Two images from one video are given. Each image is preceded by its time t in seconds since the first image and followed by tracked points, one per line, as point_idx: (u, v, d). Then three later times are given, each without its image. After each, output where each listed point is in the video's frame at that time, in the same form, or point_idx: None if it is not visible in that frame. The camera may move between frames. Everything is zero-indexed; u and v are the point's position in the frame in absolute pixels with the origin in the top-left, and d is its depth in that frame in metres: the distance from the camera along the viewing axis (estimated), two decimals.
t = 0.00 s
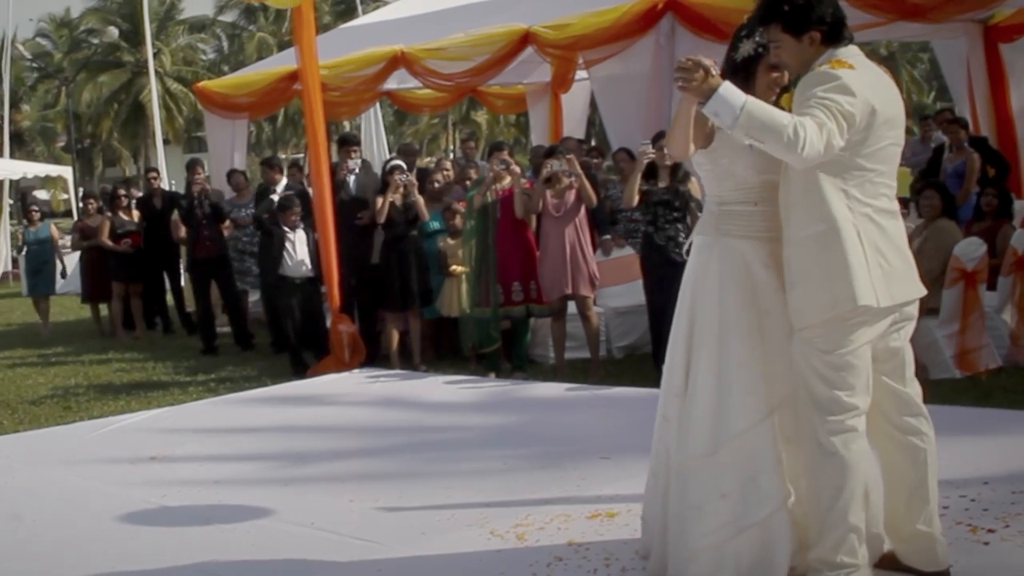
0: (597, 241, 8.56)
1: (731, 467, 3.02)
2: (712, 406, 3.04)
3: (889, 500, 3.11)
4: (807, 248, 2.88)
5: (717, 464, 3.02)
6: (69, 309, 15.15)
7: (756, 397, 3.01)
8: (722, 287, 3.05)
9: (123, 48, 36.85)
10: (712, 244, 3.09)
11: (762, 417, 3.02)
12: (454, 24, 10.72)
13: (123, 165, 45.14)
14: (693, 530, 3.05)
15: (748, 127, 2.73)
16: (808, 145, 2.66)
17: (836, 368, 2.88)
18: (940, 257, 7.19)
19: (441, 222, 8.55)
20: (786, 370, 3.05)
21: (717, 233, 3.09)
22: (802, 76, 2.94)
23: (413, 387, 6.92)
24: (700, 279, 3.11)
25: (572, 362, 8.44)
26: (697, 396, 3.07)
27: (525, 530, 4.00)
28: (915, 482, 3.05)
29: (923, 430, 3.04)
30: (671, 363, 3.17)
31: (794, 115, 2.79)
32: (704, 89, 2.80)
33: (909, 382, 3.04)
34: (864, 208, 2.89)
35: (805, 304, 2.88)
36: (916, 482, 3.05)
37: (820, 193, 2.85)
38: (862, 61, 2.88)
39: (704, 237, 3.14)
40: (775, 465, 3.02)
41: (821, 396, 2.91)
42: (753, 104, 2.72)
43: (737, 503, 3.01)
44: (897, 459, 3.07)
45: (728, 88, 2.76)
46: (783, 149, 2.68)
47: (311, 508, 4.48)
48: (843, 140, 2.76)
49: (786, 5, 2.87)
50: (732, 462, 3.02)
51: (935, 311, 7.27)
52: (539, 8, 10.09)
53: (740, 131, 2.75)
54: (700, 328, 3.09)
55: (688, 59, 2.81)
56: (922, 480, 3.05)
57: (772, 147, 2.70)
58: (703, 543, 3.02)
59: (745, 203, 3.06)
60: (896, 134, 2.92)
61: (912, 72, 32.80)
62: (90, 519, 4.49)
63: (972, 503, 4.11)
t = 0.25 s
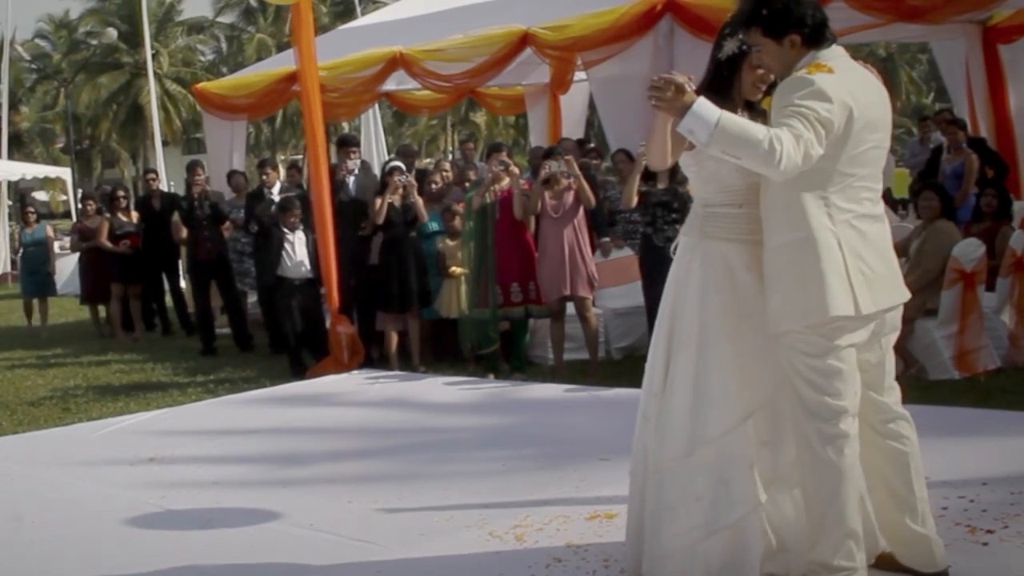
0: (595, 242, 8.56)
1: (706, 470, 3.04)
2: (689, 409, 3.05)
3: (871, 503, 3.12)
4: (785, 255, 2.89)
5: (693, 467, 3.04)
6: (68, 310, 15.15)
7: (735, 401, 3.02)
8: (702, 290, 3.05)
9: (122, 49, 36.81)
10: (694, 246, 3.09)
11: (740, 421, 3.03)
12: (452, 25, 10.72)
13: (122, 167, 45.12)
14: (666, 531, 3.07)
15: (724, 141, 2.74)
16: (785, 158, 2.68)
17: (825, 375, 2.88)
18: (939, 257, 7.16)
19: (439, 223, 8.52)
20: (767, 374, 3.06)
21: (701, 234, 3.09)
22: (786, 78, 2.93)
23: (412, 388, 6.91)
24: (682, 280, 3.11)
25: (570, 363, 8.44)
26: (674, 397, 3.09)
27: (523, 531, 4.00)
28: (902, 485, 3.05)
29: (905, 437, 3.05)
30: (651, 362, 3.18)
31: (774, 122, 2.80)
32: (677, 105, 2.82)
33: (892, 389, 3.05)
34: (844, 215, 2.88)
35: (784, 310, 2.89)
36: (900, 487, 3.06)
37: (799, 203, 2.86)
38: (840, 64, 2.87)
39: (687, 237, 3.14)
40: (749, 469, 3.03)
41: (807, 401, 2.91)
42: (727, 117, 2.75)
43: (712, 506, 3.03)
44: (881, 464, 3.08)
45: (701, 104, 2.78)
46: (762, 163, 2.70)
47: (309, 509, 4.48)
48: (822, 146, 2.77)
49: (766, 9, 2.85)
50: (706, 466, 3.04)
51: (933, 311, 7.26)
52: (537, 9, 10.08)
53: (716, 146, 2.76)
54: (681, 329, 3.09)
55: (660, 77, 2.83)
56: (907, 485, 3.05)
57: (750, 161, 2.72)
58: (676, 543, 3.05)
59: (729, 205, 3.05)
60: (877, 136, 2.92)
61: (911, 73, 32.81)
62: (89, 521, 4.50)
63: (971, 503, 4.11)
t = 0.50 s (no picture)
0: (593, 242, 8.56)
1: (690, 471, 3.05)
2: (675, 411, 3.07)
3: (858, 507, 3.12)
4: (773, 261, 2.90)
5: (677, 469, 3.06)
6: (67, 310, 15.16)
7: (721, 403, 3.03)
8: (689, 292, 3.07)
9: (120, 50, 36.78)
10: (683, 249, 3.11)
11: (726, 424, 3.04)
12: (451, 26, 10.72)
13: (120, 167, 45.11)
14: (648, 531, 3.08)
15: (708, 158, 2.75)
16: (771, 174, 2.69)
17: (815, 379, 2.88)
18: (938, 259, 7.19)
19: (439, 224, 8.51)
20: (755, 377, 3.06)
21: (689, 238, 3.10)
22: (772, 84, 2.95)
23: (411, 389, 6.91)
24: (671, 283, 3.12)
25: (569, 364, 8.44)
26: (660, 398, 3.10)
27: (522, 532, 4.00)
28: (890, 489, 3.05)
29: (891, 442, 3.06)
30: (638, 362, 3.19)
31: (758, 135, 2.80)
32: (659, 125, 2.81)
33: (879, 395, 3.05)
34: (834, 223, 2.89)
35: (773, 315, 2.89)
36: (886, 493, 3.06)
37: (786, 212, 2.88)
38: (823, 70, 2.87)
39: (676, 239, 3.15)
40: (733, 472, 3.05)
41: (796, 405, 2.92)
42: (710, 135, 2.76)
43: (696, 508, 3.04)
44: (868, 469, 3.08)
45: (684, 123, 2.78)
46: (748, 177, 2.70)
47: (309, 509, 4.49)
48: (808, 157, 2.77)
49: (745, 19, 2.86)
50: (690, 468, 3.05)
51: (932, 312, 7.27)
52: (535, 10, 10.08)
53: (700, 163, 2.77)
54: (669, 331, 3.10)
55: (641, 99, 2.83)
56: (894, 491, 3.06)
57: (736, 178, 2.73)
58: (656, 543, 3.07)
59: (718, 210, 3.05)
60: (865, 141, 2.93)
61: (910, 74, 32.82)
62: (88, 521, 4.50)
63: (970, 504, 4.12)
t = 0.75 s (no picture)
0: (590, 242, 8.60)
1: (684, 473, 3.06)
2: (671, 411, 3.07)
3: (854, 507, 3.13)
4: (771, 264, 2.90)
5: (672, 469, 3.06)
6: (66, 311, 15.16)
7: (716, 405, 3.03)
8: (686, 293, 3.07)
9: (119, 51, 36.75)
10: (678, 250, 3.11)
11: (724, 424, 3.04)
12: (449, 26, 10.72)
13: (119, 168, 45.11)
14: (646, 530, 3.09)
15: (705, 170, 2.77)
16: (771, 182, 2.70)
17: (813, 380, 2.89)
18: (936, 257, 7.20)
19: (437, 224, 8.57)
20: (752, 378, 3.07)
21: (685, 238, 3.10)
22: (765, 86, 2.96)
23: (410, 390, 6.90)
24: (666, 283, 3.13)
25: (567, 364, 8.44)
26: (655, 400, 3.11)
27: (520, 532, 4.01)
28: (886, 489, 3.05)
29: (886, 442, 3.06)
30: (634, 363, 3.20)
31: (753, 142, 2.81)
32: (657, 143, 2.83)
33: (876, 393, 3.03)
34: (832, 225, 2.89)
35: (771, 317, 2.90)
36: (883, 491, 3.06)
37: (786, 214, 2.88)
38: (815, 72, 2.87)
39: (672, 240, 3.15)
40: (731, 472, 3.05)
41: (794, 406, 2.92)
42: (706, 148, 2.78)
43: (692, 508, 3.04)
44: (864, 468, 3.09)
45: (681, 137, 2.80)
46: (747, 186, 2.72)
47: (307, 510, 4.49)
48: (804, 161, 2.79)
49: (736, 23, 2.87)
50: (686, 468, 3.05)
51: (930, 312, 7.28)
52: (532, 11, 10.09)
53: (698, 176, 2.79)
54: (665, 331, 3.11)
55: (637, 115, 2.85)
56: (889, 492, 3.06)
57: (735, 188, 2.75)
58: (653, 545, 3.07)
59: (714, 210, 3.05)
60: (859, 141, 2.93)
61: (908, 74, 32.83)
62: (86, 522, 4.51)
63: (967, 504, 4.12)
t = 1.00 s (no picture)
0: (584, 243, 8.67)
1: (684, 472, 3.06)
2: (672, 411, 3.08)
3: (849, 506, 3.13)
4: (771, 261, 2.90)
5: (672, 468, 3.07)
6: (60, 311, 15.16)
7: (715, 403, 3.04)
8: (685, 291, 3.08)
9: (112, 51, 36.72)
10: (678, 248, 3.12)
11: (723, 421, 3.05)
12: (442, 26, 10.73)
13: (113, 168, 45.10)
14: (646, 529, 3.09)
15: (704, 162, 2.80)
16: (769, 177, 2.71)
17: (809, 377, 2.89)
18: (928, 258, 7.21)
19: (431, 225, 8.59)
20: (752, 375, 3.07)
21: (684, 236, 3.11)
22: (762, 84, 2.94)
23: (403, 390, 6.90)
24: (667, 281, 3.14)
25: (560, 364, 8.44)
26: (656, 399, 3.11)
27: (513, 532, 4.01)
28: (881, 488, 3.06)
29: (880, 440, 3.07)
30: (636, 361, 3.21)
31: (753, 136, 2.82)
32: (657, 132, 2.87)
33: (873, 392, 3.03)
34: (829, 222, 2.90)
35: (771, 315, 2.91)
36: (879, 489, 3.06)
37: (783, 210, 2.88)
38: (814, 67, 2.87)
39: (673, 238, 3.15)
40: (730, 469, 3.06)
41: (790, 403, 2.93)
42: (704, 140, 2.80)
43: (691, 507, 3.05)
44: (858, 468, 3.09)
45: (681, 129, 2.84)
46: (745, 180, 2.73)
47: (300, 510, 4.49)
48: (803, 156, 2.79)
49: (735, 19, 2.86)
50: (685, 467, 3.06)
51: (923, 312, 7.27)
52: (526, 11, 10.09)
53: (698, 169, 2.82)
54: (666, 330, 3.12)
55: (639, 106, 2.89)
56: (884, 490, 3.07)
57: (733, 182, 2.76)
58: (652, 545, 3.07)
59: (713, 207, 3.06)
60: (857, 139, 2.93)
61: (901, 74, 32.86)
62: (79, 522, 4.51)
63: (960, 503, 4.13)
